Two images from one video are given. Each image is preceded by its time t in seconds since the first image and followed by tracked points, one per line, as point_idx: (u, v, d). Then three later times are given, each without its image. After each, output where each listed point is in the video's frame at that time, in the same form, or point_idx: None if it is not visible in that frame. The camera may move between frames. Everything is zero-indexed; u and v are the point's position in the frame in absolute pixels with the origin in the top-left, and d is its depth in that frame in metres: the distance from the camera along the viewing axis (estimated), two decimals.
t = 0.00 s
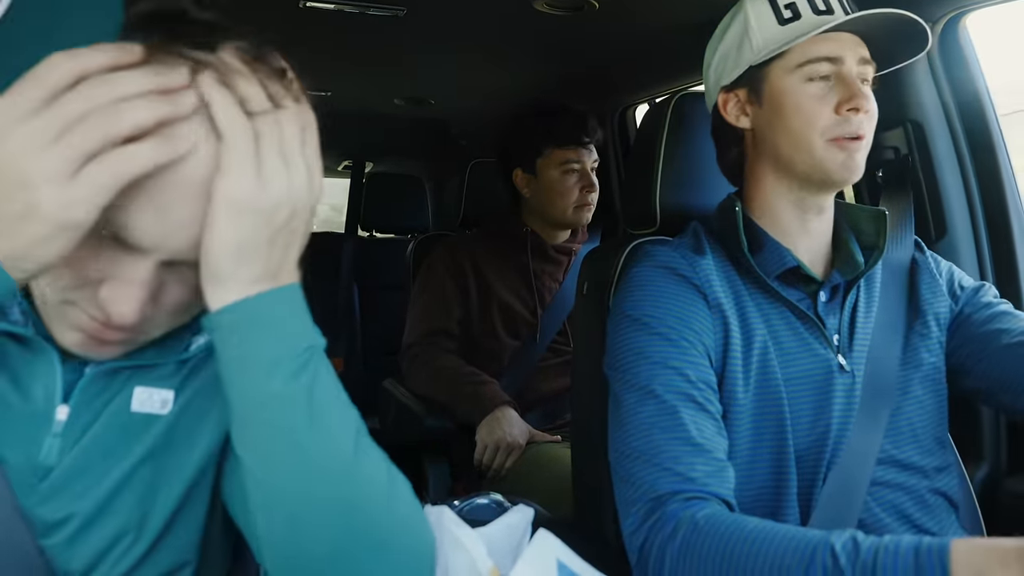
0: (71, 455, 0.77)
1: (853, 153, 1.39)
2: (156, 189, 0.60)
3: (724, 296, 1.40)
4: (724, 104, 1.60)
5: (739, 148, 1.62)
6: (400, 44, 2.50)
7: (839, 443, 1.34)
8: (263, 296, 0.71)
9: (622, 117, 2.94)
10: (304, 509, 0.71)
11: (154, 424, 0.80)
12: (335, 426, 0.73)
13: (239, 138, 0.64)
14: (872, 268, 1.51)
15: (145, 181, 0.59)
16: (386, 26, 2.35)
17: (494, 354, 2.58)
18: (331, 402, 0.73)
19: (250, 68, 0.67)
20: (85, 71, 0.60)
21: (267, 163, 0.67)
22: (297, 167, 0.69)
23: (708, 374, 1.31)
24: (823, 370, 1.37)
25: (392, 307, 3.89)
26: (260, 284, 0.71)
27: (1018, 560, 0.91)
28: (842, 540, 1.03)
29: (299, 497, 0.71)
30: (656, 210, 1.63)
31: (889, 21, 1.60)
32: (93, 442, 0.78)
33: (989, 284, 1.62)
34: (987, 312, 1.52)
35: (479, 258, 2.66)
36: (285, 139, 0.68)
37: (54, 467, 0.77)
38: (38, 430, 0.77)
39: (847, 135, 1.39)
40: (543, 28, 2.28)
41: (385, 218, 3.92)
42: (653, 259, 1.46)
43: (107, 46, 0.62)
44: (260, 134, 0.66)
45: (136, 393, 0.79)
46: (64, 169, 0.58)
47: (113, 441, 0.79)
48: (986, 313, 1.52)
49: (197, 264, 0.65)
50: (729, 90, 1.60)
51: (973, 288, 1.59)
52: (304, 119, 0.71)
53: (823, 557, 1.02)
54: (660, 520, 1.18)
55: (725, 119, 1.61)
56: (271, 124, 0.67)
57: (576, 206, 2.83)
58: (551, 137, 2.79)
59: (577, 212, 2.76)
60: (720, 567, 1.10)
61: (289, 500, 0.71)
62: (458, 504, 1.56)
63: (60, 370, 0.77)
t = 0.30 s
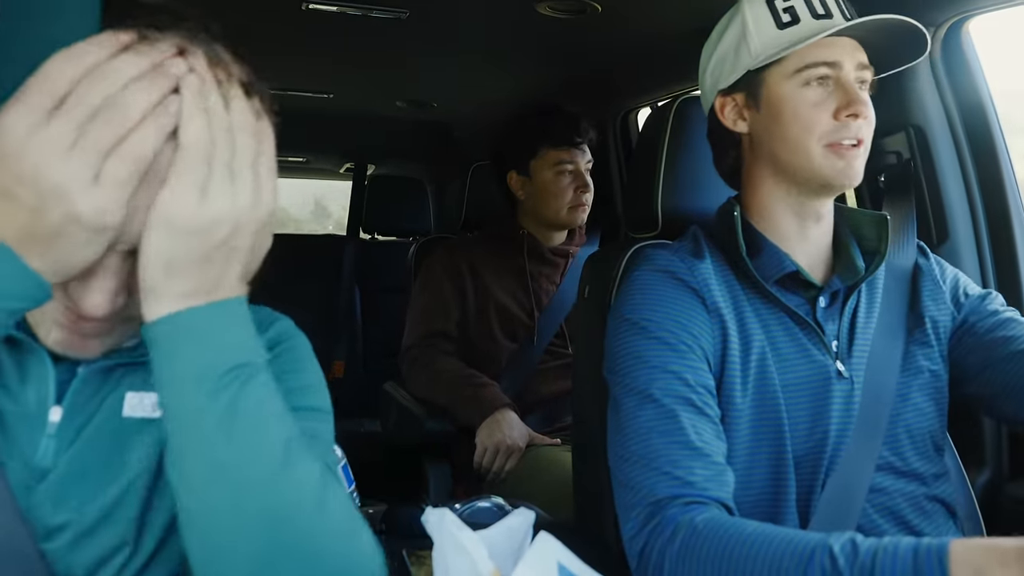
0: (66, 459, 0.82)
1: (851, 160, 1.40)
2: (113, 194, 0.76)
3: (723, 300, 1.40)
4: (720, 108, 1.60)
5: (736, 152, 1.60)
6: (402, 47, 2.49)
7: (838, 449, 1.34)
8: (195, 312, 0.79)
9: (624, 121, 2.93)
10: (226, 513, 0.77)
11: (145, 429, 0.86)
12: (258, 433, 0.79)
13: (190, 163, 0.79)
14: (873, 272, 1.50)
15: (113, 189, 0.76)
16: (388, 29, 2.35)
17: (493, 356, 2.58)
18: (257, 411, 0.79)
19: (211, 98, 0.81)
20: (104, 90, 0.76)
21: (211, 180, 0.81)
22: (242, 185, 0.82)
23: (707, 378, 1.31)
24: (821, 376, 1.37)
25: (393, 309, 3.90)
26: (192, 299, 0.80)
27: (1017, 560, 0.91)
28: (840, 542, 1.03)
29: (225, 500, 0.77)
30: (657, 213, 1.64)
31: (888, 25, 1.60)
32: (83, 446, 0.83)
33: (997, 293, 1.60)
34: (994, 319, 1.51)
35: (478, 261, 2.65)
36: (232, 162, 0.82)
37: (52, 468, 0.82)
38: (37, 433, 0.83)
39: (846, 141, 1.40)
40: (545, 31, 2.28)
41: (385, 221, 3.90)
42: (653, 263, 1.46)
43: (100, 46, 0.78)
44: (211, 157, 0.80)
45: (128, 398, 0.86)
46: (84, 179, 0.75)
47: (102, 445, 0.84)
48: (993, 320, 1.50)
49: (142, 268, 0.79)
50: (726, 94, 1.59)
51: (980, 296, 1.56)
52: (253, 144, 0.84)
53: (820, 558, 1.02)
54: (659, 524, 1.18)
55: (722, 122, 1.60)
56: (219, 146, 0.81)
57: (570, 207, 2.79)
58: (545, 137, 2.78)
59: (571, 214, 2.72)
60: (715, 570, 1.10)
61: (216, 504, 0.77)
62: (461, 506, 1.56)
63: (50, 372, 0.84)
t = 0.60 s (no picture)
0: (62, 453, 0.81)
1: (852, 168, 1.40)
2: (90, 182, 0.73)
3: (723, 304, 1.40)
4: (722, 113, 1.60)
5: (736, 157, 1.60)
6: (404, 49, 2.49)
7: (837, 454, 1.34)
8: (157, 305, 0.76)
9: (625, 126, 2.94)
10: (165, 519, 0.74)
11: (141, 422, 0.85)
12: (207, 438, 0.75)
13: (160, 157, 0.76)
14: (875, 278, 1.50)
15: (90, 175, 0.73)
16: (390, 32, 2.35)
17: (492, 360, 2.58)
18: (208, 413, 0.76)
19: (190, 91, 0.78)
20: (89, 75, 0.73)
21: (182, 176, 0.78)
22: (213, 184, 0.79)
23: (706, 382, 1.31)
24: (821, 381, 1.36)
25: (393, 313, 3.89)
26: (158, 293, 0.77)
27: (1016, 566, 0.91)
28: (839, 547, 1.03)
29: (166, 506, 0.74)
30: (658, 218, 1.64)
31: (892, 35, 1.60)
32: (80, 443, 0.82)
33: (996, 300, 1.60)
34: (992, 326, 1.50)
35: (478, 264, 2.65)
36: (207, 158, 0.79)
37: (51, 465, 0.81)
38: (37, 430, 0.82)
39: (847, 150, 1.40)
40: (546, 35, 2.28)
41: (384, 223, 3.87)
42: (653, 267, 1.46)
43: (84, 32, 0.75)
44: (183, 151, 0.77)
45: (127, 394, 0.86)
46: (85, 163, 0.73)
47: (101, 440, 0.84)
48: (991, 327, 1.50)
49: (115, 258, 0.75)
50: (727, 99, 1.59)
51: (979, 302, 1.56)
52: (231, 145, 0.81)
53: (820, 563, 1.02)
54: (659, 528, 1.18)
55: (723, 128, 1.60)
56: (193, 142, 0.78)
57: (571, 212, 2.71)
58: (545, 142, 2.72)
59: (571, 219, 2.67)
60: None
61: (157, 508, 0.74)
62: (460, 509, 1.56)
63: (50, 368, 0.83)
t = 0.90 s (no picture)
0: (53, 443, 0.81)
1: (850, 171, 1.40)
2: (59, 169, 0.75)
3: (723, 305, 1.39)
4: (721, 115, 1.60)
5: (737, 158, 1.61)
6: (405, 49, 2.49)
7: (836, 455, 1.34)
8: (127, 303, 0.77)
9: (626, 126, 2.95)
10: (139, 517, 0.73)
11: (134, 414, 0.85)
12: (176, 432, 0.74)
13: (128, 157, 0.78)
14: (875, 280, 1.50)
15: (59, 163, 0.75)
16: (391, 31, 2.35)
17: (492, 359, 2.59)
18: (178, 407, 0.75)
19: (159, 93, 0.80)
20: (50, 55, 0.75)
21: (150, 179, 0.80)
22: (179, 192, 0.82)
23: (707, 383, 1.31)
24: (821, 382, 1.36)
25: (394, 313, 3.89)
26: (131, 292, 0.77)
27: None
28: (844, 553, 1.03)
29: (140, 503, 0.73)
30: (659, 218, 1.64)
31: (891, 37, 1.59)
32: (71, 437, 0.82)
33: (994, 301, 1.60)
34: (986, 328, 1.50)
35: (479, 264, 2.65)
36: (175, 164, 0.81)
37: (43, 459, 0.81)
38: (28, 421, 0.82)
39: (844, 153, 1.40)
40: (547, 34, 2.28)
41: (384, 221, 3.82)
42: (653, 266, 1.46)
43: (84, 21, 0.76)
44: (150, 154, 0.79)
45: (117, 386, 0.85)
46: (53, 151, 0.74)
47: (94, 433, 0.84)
48: (985, 329, 1.50)
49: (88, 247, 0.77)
50: (726, 101, 1.59)
51: (976, 305, 1.56)
52: (200, 155, 0.83)
53: (824, 569, 1.02)
54: (660, 528, 1.18)
55: (722, 130, 1.60)
56: (161, 146, 0.80)
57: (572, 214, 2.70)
58: (548, 144, 2.72)
59: (573, 222, 2.66)
60: None
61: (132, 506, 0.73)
62: (460, 509, 1.56)
63: (39, 358, 0.82)
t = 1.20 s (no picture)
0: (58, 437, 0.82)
1: (855, 173, 1.40)
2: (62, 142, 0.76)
3: (728, 306, 1.40)
4: (727, 115, 1.60)
5: (743, 157, 1.62)
6: (405, 49, 2.49)
7: (840, 456, 1.34)
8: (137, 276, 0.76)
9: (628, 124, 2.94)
10: (151, 490, 0.72)
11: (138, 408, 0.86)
12: (189, 404, 0.74)
13: (132, 121, 0.78)
14: (881, 280, 1.50)
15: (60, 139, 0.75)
16: (392, 31, 2.36)
17: (494, 360, 2.59)
18: (191, 379, 0.75)
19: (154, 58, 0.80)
20: (43, 40, 0.76)
21: (155, 141, 0.80)
22: (187, 156, 0.82)
23: (711, 382, 1.32)
24: (825, 383, 1.36)
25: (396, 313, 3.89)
26: (138, 257, 0.77)
27: None
28: (849, 554, 1.03)
29: (152, 476, 0.72)
30: (662, 217, 1.64)
31: (897, 37, 1.59)
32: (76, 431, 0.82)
33: (1001, 305, 1.60)
34: (995, 333, 1.51)
35: (482, 266, 2.65)
36: (180, 126, 0.81)
37: (47, 455, 0.81)
38: (30, 418, 0.82)
39: (850, 154, 1.40)
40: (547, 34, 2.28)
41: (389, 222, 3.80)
42: (657, 266, 1.46)
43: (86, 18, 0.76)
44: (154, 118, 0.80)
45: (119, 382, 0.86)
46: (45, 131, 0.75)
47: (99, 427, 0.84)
48: (995, 334, 1.51)
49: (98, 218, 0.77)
50: (732, 101, 1.59)
51: (984, 307, 1.56)
52: (201, 116, 0.83)
53: (830, 570, 1.03)
54: (665, 528, 1.18)
55: (728, 129, 1.61)
56: (164, 107, 0.80)
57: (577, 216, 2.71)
58: (554, 146, 2.70)
59: (577, 224, 2.67)
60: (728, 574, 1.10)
61: (143, 480, 0.72)
62: (463, 510, 1.56)
63: (39, 355, 0.82)
